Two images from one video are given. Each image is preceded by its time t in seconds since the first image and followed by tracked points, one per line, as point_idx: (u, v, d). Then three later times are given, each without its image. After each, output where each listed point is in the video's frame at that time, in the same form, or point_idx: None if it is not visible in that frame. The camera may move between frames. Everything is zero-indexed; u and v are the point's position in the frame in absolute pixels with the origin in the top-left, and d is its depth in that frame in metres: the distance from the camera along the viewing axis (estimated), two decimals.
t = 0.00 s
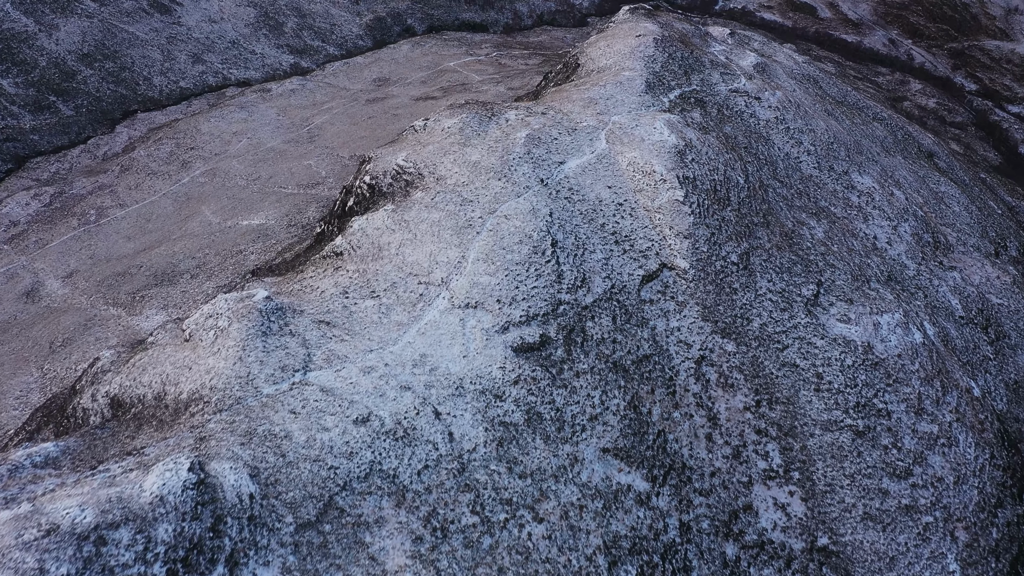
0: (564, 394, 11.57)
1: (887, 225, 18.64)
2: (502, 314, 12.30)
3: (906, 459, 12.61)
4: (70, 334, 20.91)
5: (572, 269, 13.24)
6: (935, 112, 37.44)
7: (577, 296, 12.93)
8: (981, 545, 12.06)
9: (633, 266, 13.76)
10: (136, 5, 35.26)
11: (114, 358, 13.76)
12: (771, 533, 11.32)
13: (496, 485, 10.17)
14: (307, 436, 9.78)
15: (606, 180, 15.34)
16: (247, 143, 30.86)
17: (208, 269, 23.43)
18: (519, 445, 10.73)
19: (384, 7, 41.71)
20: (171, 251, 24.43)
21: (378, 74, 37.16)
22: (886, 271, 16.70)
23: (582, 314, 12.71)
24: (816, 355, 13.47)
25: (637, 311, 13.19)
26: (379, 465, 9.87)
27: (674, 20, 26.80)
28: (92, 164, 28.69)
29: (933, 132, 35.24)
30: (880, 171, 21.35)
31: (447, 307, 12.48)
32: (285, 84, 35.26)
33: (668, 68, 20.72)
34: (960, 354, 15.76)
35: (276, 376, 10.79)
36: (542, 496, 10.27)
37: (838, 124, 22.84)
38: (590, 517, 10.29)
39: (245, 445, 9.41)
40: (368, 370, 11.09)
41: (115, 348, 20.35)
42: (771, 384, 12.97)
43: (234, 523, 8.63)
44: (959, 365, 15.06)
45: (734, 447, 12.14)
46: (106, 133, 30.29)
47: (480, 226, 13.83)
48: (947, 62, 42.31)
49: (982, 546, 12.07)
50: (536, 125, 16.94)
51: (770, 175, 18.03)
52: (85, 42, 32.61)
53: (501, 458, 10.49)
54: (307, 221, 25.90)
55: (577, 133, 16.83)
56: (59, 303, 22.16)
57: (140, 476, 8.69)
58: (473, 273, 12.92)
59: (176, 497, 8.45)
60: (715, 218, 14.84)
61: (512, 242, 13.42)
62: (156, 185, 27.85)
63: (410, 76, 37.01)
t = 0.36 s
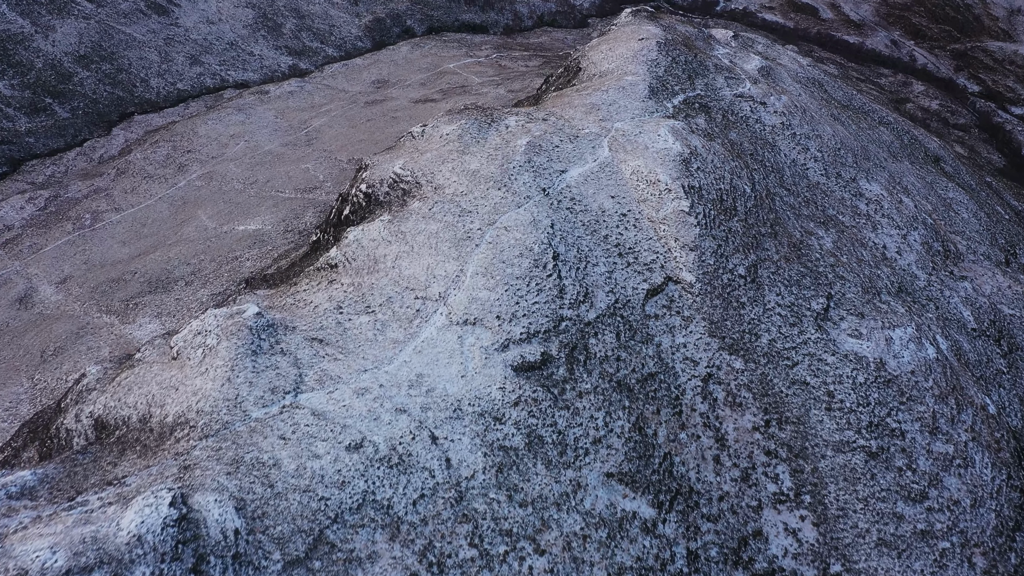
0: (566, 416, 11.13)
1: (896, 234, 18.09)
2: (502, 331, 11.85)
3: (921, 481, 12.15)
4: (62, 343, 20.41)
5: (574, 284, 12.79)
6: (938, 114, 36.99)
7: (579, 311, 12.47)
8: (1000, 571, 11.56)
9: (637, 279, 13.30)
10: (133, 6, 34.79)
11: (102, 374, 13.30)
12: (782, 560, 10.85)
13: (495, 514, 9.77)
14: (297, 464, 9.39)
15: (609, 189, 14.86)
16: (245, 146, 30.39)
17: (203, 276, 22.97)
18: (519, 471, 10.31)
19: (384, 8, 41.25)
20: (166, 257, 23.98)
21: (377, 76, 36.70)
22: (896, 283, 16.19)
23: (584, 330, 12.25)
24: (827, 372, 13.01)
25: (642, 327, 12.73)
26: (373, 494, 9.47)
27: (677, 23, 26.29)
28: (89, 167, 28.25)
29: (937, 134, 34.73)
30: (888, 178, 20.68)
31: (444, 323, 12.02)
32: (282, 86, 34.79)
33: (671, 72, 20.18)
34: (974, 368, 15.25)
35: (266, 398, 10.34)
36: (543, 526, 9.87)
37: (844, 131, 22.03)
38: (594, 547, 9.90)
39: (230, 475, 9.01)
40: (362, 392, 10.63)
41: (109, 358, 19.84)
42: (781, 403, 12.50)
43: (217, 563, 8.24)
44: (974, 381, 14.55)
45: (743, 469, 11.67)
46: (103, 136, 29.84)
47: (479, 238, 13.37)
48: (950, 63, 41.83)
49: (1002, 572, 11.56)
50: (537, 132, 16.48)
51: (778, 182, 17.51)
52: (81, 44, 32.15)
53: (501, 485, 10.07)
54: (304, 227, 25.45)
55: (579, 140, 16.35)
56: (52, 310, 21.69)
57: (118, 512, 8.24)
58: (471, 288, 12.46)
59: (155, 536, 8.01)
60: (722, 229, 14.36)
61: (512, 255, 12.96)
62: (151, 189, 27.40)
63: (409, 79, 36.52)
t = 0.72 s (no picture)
0: (569, 445, 10.70)
1: (906, 248, 17.63)
2: (502, 355, 11.39)
3: (938, 510, 11.65)
4: (53, 357, 19.92)
5: (577, 304, 12.33)
6: (940, 121, 36.60)
7: (582, 333, 12.02)
8: None
9: (642, 299, 12.84)
10: (131, 12, 34.38)
11: (88, 396, 12.82)
12: None
13: (494, 553, 9.39)
14: (286, 501, 9.01)
15: (612, 204, 14.40)
16: (242, 153, 29.99)
17: (198, 288, 22.52)
18: (520, 504, 9.90)
19: (383, 14, 40.82)
20: (161, 268, 23.54)
21: (376, 83, 36.31)
22: (907, 299, 15.72)
23: (588, 353, 11.80)
24: (839, 396, 12.55)
25: (647, 349, 12.27)
26: (366, 532, 9.08)
27: (680, 31, 25.81)
28: (85, 175, 27.87)
29: (940, 142, 34.32)
30: (896, 190, 20.16)
31: (442, 346, 11.56)
32: (281, 93, 34.39)
33: (675, 81, 19.64)
34: (990, 389, 14.73)
35: (255, 429, 9.89)
36: (545, 564, 9.50)
37: (851, 141, 21.41)
38: None
39: (214, 515, 8.65)
40: (355, 421, 10.17)
41: (100, 374, 19.32)
42: (792, 429, 12.03)
43: None
44: (990, 403, 14.04)
45: (753, 499, 11.19)
46: (100, 144, 29.47)
47: (478, 256, 12.91)
48: (952, 70, 41.40)
49: None
50: (538, 144, 16.03)
51: (785, 196, 17.02)
52: (79, 51, 31.78)
53: (500, 521, 9.68)
54: (300, 238, 25.01)
55: (581, 153, 15.88)
56: (44, 321, 21.24)
57: (91, 559, 7.94)
58: (470, 309, 12.02)
59: None
60: (729, 246, 13.90)
61: (512, 274, 12.50)
62: (148, 197, 26.98)
63: (408, 86, 36.12)
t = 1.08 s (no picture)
0: (571, 479, 10.25)
1: (917, 265, 17.20)
2: (502, 382, 10.94)
3: (957, 544, 11.11)
4: (43, 374, 19.41)
5: (579, 328, 11.89)
6: (943, 131, 36.26)
7: (585, 358, 11.56)
8: None
9: (646, 322, 12.39)
10: (129, 22, 34.07)
11: (71, 423, 12.31)
12: None
13: None
14: (272, 543, 8.62)
15: (615, 222, 13.94)
16: (240, 164, 29.62)
17: (192, 303, 22.06)
18: (520, 543, 9.45)
19: (383, 23, 40.49)
20: (156, 281, 23.10)
21: (376, 92, 35.97)
22: (919, 320, 15.27)
23: (591, 381, 11.34)
24: (852, 423, 12.05)
25: (652, 375, 11.80)
26: None
27: (683, 42, 25.38)
28: (81, 186, 27.48)
29: (944, 152, 33.91)
30: (904, 205, 19.74)
31: (439, 373, 11.09)
32: (279, 103, 34.03)
33: (678, 94, 19.22)
34: (1006, 413, 14.21)
35: (241, 464, 9.48)
36: None
37: (857, 154, 21.03)
38: None
39: (195, 559, 8.36)
40: (347, 455, 9.76)
41: (90, 394, 18.77)
42: (803, 458, 11.52)
43: None
44: (1007, 428, 13.52)
45: (764, 534, 10.65)
46: (96, 154, 29.10)
47: (477, 277, 12.46)
48: (953, 79, 41.09)
49: None
50: (539, 159, 15.62)
51: (792, 212, 16.57)
52: (77, 60, 31.48)
53: (499, 562, 9.23)
54: (297, 251, 24.56)
55: (583, 168, 15.44)
56: (36, 336, 20.77)
57: None
58: (468, 333, 11.57)
59: None
60: (737, 266, 13.45)
61: (512, 296, 12.06)
62: (144, 209, 26.58)
63: (408, 95, 35.77)
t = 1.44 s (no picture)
0: (575, 516, 9.78)
1: (927, 284, 16.77)
2: (502, 412, 10.47)
3: None
4: (33, 392, 18.91)
5: (582, 354, 11.43)
6: (945, 141, 35.93)
7: (588, 386, 11.10)
8: None
9: (652, 347, 11.93)
10: (128, 32, 33.76)
11: (52, 452, 11.79)
12: None
13: None
14: None
15: (619, 242, 13.49)
16: (238, 175, 29.25)
17: (186, 318, 21.60)
18: None
19: (382, 33, 40.16)
20: (150, 296, 22.64)
21: (375, 103, 35.63)
22: (932, 341, 14.82)
23: (594, 410, 10.88)
24: (866, 453, 11.55)
25: (658, 404, 11.32)
26: None
27: (685, 53, 24.99)
28: (77, 198, 27.08)
29: (947, 163, 33.56)
30: (912, 221, 19.31)
31: (436, 403, 10.63)
32: (278, 113, 33.67)
33: (682, 108, 18.82)
34: None
35: (225, 503, 9.08)
36: None
37: (864, 168, 20.60)
38: None
39: None
40: (338, 492, 9.36)
41: (81, 414, 18.24)
42: (816, 491, 11.00)
43: None
44: None
45: (776, 572, 10.12)
46: (93, 165, 28.72)
47: (476, 300, 12.01)
48: (955, 89, 40.79)
49: None
50: (539, 176, 15.21)
51: (800, 229, 16.14)
52: (74, 70, 31.18)
53: None
54: (294, 265, 24.13)
55: (585, 186, 15.01)
56: (28, 351, 20.30)
57: None
58: (467, 360, 11.12)
59: None
60: (745, 288, 12.98)
61: (512, 321, 11.61)
62: (140, 220, 26.18)
63: (407, 106, 35.43)
